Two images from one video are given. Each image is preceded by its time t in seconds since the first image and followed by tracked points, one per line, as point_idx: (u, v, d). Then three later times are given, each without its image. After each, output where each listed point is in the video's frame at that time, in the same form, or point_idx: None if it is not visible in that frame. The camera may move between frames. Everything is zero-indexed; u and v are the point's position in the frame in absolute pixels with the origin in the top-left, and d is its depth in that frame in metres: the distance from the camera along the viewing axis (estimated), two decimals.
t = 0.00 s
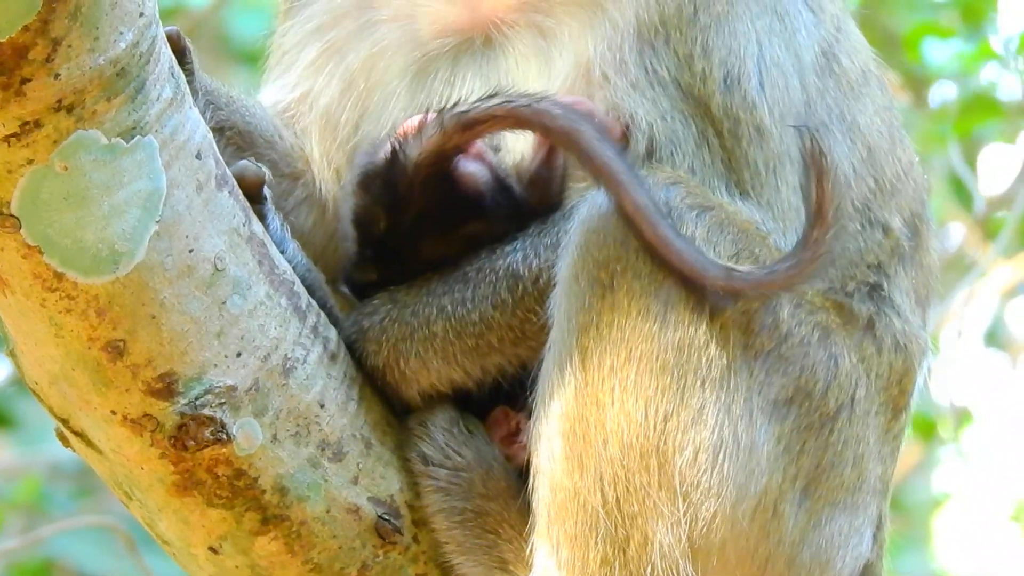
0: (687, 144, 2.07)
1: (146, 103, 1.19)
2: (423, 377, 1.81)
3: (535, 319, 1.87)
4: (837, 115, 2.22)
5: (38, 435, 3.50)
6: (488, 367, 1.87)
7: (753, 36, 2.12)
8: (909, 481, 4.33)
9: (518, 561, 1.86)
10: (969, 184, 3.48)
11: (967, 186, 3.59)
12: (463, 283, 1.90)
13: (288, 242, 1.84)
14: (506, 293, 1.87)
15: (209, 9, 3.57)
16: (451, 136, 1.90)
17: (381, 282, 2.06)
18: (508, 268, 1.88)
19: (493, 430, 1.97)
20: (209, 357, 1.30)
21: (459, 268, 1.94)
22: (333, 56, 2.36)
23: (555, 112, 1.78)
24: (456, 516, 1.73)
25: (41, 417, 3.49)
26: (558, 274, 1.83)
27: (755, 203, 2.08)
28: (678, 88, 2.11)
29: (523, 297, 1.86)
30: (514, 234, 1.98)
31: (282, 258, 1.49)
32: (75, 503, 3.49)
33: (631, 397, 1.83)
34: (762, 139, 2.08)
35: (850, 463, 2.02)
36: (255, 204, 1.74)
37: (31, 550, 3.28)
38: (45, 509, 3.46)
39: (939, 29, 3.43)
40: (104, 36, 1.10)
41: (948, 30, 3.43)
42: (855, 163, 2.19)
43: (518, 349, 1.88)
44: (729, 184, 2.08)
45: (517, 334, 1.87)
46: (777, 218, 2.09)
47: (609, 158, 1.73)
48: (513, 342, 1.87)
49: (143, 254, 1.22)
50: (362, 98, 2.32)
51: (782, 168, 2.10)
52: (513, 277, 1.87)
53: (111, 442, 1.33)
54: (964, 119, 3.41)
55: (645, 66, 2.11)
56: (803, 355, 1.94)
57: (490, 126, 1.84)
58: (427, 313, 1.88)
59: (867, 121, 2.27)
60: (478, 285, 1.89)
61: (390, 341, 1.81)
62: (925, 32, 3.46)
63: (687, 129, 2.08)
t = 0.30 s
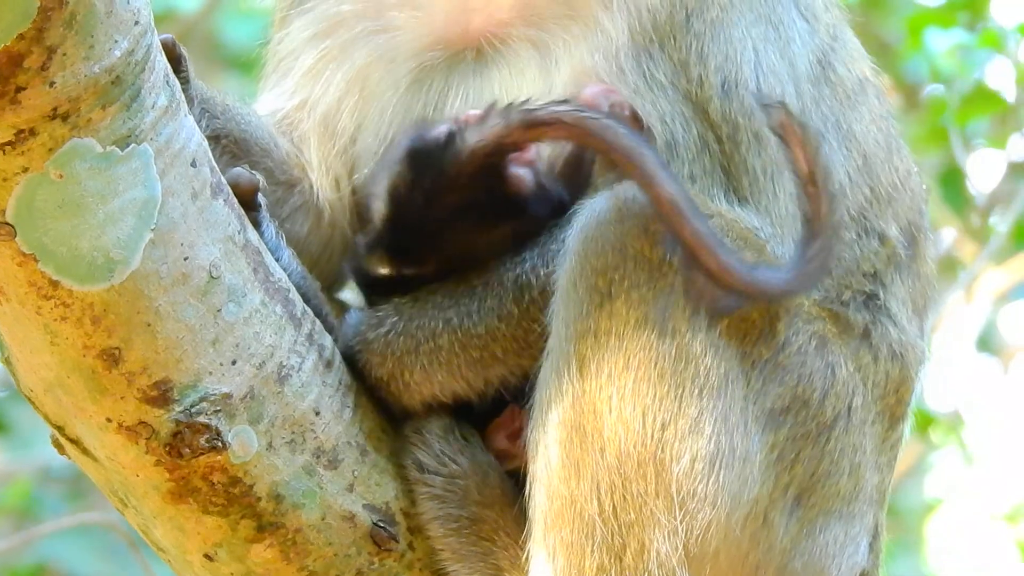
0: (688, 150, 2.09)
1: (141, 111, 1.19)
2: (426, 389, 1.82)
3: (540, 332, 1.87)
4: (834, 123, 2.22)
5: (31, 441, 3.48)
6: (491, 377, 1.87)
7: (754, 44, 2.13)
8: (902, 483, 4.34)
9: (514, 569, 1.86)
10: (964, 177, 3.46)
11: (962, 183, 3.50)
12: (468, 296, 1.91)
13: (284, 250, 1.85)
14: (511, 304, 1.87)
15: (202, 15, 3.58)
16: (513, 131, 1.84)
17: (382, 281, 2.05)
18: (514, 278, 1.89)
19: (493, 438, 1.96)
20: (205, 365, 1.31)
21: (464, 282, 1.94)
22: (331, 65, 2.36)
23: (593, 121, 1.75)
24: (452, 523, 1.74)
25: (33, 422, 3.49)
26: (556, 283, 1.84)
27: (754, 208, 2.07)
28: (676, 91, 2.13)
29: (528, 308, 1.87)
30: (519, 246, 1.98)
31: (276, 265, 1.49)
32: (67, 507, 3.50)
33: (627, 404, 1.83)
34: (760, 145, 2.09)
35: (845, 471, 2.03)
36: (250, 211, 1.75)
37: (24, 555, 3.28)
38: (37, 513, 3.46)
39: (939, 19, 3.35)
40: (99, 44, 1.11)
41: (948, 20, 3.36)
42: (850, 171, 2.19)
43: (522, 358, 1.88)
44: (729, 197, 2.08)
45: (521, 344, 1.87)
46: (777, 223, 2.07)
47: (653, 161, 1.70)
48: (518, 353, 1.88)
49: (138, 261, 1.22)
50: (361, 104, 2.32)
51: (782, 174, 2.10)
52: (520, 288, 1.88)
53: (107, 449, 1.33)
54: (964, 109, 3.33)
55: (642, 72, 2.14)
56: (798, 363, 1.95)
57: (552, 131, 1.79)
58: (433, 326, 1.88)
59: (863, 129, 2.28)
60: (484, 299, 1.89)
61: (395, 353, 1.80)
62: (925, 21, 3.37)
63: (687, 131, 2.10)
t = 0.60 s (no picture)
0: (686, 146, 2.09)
1: (141, 115, 1.19)
2: (427, 393, 1.82)
3: (540, 336, 1.87)
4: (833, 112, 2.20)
5: (32, 446, 3.47)
6: (491, 381, 1.87)
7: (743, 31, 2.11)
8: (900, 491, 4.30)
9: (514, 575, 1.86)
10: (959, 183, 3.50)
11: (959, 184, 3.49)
12: (468, 299, 1.90)
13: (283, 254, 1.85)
14: (510, 308, 1.87)
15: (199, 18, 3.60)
16: (496, 126, 1.89)
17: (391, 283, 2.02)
18: (514, 282, 1.88)
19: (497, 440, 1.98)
20: (204, 369, 1.31)
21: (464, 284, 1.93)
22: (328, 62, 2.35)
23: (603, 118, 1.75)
24: (451, 528, 1.73)
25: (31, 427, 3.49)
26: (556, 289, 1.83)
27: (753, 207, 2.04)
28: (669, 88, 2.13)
29: (527, 312, 1.86)
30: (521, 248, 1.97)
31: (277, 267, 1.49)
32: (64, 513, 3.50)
33: (626, 412, 1.83)
34: (757, 141, 2.08)
35: (845, 477, 2.03)
36: (250, 214, 1.75)
37: (22, 561, 3.28)
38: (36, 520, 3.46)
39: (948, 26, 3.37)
40: (99, 48, 1.11)
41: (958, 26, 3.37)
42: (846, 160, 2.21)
43: (523, 362, 1.88)
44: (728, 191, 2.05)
45: (521, 348, 1.87)
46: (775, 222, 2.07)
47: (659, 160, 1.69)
48: (518, 356, 1.87)
49: (137, 266, 1.22)
50: (356, 96, 2.31)
51: (779, 170, 2.08)
52: (519, 292, 1.87)
53: (106, 453, 1.33)
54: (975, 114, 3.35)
55: (634, 68, 2.14)
56: (797, 369, 1.95)
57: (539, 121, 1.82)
58: (433, 331, 1.88)
59: (863, 118, 2.26)
60: (483, 302, 1.88)
61: (396, 358, 1.79)
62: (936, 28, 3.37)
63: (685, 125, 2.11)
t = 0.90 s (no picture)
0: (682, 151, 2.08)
1: (141, 120, 1.20)
2: (423, 396, 1.81)
3: (535, 340, 1.87)
4: (827, 117, 2.23)
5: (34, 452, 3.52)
6: (487, 386, 1.86)
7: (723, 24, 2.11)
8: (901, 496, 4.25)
9: None
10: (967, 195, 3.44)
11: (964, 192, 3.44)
12: (463, 303, 1.90)
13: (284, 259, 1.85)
14: (505, 312, 1.87)
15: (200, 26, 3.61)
16: (474, 115, 1.97)
17: (389, 286, 2.05)
18: (511, 287, 1.89)
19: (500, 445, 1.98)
20: (205, 374, 1.31)
21: (460, 287, 1.93)
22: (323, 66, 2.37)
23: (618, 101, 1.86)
24: (451, 534, 1.73)
25: (34, 435, 3.50)
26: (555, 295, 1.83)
27: (750, 215, 2.05)
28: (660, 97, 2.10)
29: (523, 315, 1.87)
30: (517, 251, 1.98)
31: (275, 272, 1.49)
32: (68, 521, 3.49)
33: (626, 419, 1.82)
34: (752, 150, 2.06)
35: (846, 482, 2.03)
36: (250, 219, 1.75)
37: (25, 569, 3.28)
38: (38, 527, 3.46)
39: (960, 32, 3.31)
40: (99, 54, 1.10)
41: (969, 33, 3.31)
42: (843, 167, 2.23)
43: (519, 367, 1.88)
44: (724, 201, 2.04)
45: (517, 351, 1.87)
46: (772, 230, 2.07)
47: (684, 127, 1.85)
48: (513, 360, 1.87)
49: (138, 271, 1.22)
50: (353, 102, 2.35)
51: (774, 177, 2.09)
52: (513, 295, 1.88)
53: (107, 458, 1.33)
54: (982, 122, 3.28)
55: (626, 78, 2.12)
56: (797, 373, 1.96)
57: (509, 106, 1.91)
58: (427, 331, 1.87)
59: (859, 124, 2.28)
60: (480, 304, 1.88)
61: (389, 360, 1.80)
62: (946, 35, 3.33)
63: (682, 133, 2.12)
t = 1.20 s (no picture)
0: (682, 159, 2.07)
1: (141, 124, 1.20)
2: (424, 401, 1.81)
3: (536, 343, 1.87)
4: (827, 128, 2.23)
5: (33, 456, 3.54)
6: (488, 390, 1.87)
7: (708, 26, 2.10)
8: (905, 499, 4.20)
9: None
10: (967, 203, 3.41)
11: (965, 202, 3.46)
12: (465, 308, 1.90)
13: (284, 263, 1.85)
14: (507, 317, 1.87)
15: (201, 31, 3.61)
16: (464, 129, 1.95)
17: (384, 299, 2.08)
18: (511, 291, 1.89)
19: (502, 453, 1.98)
20: (205, 378, 1.31)
21: (461, 293, 1.93)
22: (327, 74, 2.39)
23: (568, 86, 1.83)
24: (452, 538, 1.73)
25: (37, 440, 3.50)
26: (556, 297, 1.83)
27: (749, 218, 2.06)
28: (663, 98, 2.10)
29: (524, 321, 1.87)
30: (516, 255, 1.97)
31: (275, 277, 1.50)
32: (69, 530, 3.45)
33: (627, 422, 1.82)
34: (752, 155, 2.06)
35: (847, 484, 2.02)
36: (250, 223, 1.75)
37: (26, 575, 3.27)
38: (39, 534, 3.44)
39: (947, 44, 3.23)
40: (99, 58, 1.11)
41: (955, 44, 3.23)
42: (844, 177, 2.22)
43: (521, 371, 1.88)
44: (724, 206, 2.05)
45: (519, 356, 1.87)
46: (771, 234, 2.08)
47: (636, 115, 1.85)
48: (515, 365, 1.87)
49: (138, 275, 1.22)
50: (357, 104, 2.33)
51: (773, 183, 2.09)
52: (516, 300, 1.88)
53: (107, 463, 1.33)
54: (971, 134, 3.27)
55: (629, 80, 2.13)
56: (798, 376, 1.96)
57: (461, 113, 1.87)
58: (430, 337, 1.88)
59: (858, 134, 2.28)
60: (482, 309, 1.89)
61: (393, 367, 1.79)
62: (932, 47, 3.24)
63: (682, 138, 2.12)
